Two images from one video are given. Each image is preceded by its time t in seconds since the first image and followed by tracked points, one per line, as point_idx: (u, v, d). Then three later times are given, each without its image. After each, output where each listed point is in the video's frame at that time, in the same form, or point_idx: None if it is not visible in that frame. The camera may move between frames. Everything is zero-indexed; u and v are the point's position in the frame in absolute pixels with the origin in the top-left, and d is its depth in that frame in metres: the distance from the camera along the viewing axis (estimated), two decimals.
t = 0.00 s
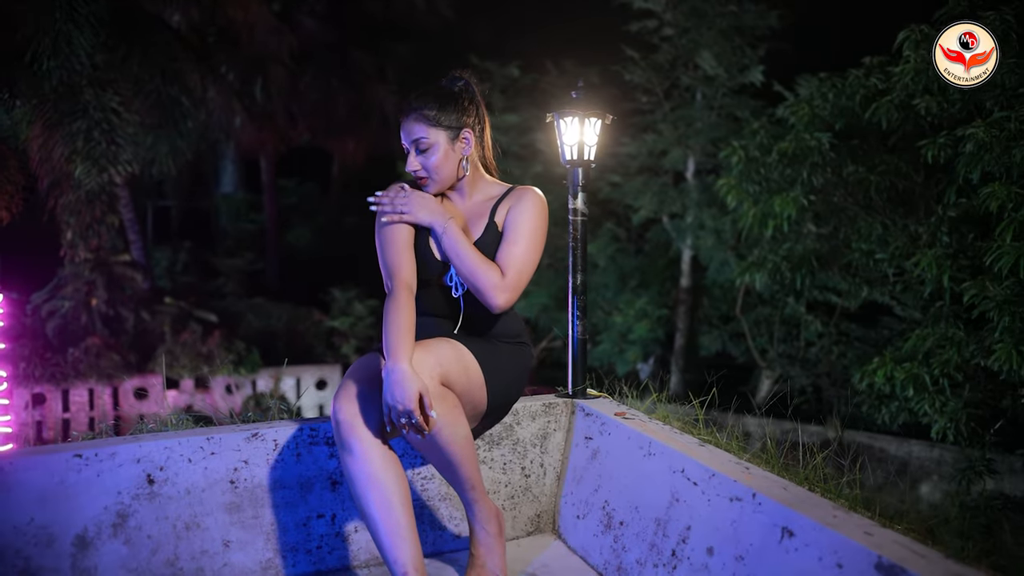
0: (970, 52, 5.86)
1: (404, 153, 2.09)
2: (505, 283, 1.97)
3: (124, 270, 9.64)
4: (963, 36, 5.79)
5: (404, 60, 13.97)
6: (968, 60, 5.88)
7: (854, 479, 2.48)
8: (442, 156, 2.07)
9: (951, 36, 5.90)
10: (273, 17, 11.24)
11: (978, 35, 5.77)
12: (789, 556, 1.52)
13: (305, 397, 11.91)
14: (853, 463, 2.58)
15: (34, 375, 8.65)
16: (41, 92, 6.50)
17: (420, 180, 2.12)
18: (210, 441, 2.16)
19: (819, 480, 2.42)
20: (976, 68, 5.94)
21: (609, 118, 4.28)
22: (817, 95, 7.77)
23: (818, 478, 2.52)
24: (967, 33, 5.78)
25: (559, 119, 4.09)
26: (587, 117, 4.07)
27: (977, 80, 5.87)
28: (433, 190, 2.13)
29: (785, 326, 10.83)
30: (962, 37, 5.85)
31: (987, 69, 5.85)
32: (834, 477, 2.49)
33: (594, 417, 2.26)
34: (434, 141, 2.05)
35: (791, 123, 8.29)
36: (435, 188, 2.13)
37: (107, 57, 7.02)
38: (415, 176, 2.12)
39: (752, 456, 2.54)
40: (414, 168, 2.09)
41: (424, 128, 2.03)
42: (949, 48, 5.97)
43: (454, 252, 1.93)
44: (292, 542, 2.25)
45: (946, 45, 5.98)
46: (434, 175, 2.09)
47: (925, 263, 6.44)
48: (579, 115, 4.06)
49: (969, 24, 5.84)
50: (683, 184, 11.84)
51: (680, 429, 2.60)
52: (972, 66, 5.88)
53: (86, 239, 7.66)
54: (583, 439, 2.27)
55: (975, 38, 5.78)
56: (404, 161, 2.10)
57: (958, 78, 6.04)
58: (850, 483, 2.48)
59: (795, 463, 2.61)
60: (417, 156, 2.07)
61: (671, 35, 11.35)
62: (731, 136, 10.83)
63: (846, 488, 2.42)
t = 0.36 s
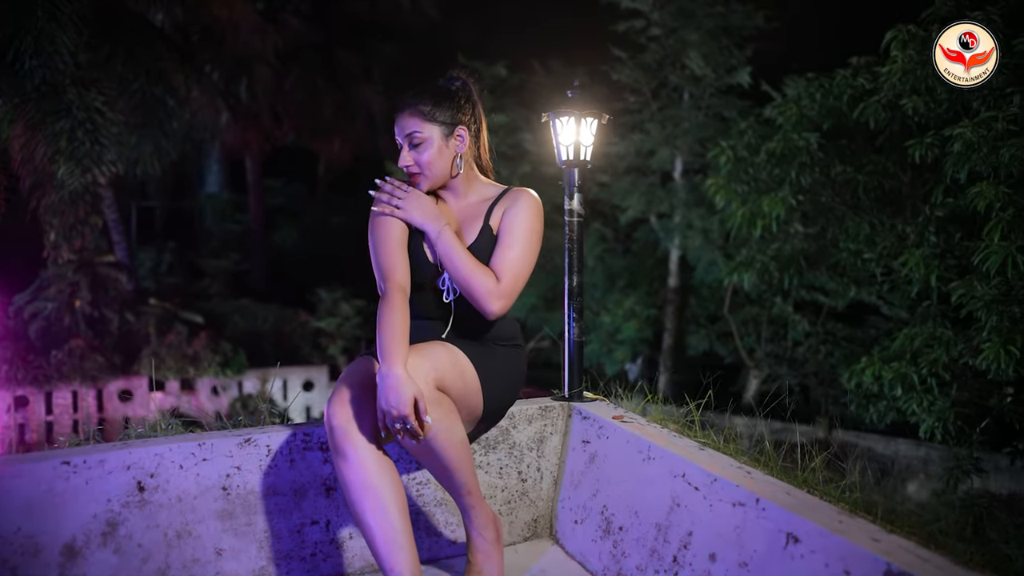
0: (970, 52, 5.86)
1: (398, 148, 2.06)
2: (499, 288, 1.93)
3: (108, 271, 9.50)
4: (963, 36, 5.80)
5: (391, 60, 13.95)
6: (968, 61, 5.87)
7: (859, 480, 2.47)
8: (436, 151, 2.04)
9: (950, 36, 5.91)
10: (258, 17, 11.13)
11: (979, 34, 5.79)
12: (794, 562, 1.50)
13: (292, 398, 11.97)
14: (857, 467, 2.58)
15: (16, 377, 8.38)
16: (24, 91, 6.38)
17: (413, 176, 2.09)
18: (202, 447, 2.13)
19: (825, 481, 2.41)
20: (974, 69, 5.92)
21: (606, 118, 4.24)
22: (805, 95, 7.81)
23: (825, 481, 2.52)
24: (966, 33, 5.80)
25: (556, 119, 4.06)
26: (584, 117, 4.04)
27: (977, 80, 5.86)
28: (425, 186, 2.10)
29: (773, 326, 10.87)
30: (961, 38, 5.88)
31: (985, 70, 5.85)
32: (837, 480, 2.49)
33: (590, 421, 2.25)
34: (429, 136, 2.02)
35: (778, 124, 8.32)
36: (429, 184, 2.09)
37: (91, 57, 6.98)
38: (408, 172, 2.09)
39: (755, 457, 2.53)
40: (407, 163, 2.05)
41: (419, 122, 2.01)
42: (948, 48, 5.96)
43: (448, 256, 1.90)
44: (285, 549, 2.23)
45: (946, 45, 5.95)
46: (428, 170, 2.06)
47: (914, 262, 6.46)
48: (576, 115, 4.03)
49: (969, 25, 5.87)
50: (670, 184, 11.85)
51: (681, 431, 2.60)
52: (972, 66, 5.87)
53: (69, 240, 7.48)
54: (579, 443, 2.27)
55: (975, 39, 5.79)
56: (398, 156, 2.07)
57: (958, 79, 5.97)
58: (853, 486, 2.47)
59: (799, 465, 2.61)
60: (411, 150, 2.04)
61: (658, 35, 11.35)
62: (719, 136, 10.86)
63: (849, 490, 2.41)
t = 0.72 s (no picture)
0: (970, 53, 5.82)
1: (393, 142, 2.03)
2: (496, 294, 1.89)
3: (92, 272, 9.33)
4: (964, 36, 5.76)
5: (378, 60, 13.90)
6: (968, 61, 5.85)
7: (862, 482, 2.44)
8: (432, 145, 2.02)
9: (951, 36, 5.84)
10: (243, 16, 11.05)
11: (978, 35, 5.78)
12: (803, 571, 1.47)
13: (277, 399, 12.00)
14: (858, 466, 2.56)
15: None
16: (6, 90, 6.27)
17: (408, 170, 2.04)
18: (193, 455, 2.09)
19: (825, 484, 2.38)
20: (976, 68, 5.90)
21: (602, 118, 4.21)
22: (793, 95, 7.84)
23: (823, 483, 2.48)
24: (966, 33, 5.78)
25: (551, 118, 4.03)
26: (581, 117, 4.00)
27: (977, 80, 5.84)
28: (419, 180, 2.05)
29: (760, 326, 10.91)
30: (962, 37, 5.83)
31: (987, 70, 5.81)
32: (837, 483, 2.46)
33: (587, 425, 2.24)
34: (426, 127, 2.00)
35: (766, 123, 8.37)
36: (424, 179, 2.05)
37: (73, 57, 6.79)
38: (403, 167, 2.05)
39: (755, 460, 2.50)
40: (402, 156, 2.02)
41: (416, 115, 1.99)
42: (949, 48, 5.90)
43: (444, 260, 1.86)
44: (279, 558, 2.20)
45: (946, 45, 5.91)
46: (424, 164, 2.03)
47: (902, 262, 6.47)
48: (573, 114, 3.99)
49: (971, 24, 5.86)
50: (658, 183, 11.86)
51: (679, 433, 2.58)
52: (972, 66, 5.83)
53: (51, 241, 7.16)
54: (577, 447, 2.25)
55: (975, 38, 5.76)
56: (393, 150, 2.03)
57: (958, 79, 5.97)
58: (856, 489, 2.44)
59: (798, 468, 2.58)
60: (406, 142, 2.01)
61: (645, 34, 11.33)
62: (707, 136, 10.87)
63: (852, 495, 2.38)
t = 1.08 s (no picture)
0: (970, 53, 5.71)
1: (396, 138, 2.02)
2: (497, 301, 1.84)
3: (76, 274, 9.16)
4: (963, 36, 5.63)
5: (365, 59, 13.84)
6: (968, 61, 5.72)
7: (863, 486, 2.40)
8: (435, 141, 2.02)
9: (951, 36, 5.78)
10: (229, 15, 10.97)
11: (978, 35, 5.61)
12: None
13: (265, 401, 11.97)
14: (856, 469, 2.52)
15: None
16: None
17: (414, 166, 2.03)
18: (182, 464, 2.04)
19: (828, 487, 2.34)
20: (975, 68, 5.78)
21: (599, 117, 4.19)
22: (782, 95, 7.88)
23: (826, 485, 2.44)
24: (967, 33, 5.65)
25: (547, 118, 3.99)
26: (578, 116, 3.97)
27: (977, 80, 5.70)
28: (424, 171, 2.03)
29: (748, 326, 10.93)
30: (962, 37, 5.71)
31: (987, 69, 5.68)
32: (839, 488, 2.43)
33: (586, 431, 2.22)
34: (430, 121, 2.01)
35: (755, 123, 8.39)
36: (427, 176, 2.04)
37: (57, 55, 6.73)
38: (405, 163, 2.03)
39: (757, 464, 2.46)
40: (406, 149, 2.00)
41: (420, 110, 2.01)
42: (949, 48, 5.84)
43: (445, 264, 1.82)
44: (271, 569, 2.16)
45: (945, 45, 5.86)
46: (430, 158, 2.02)
47: (892, 262, 6.59)
48: (569, 114, 3.96)
49: (970, 23, 5.68)
50: (646, 183, 11.85)
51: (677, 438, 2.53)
52: (972, 66, 5.70)
53: (36, 243, 7.05)
54: (575, 454, 2.24)
55: (975, 39, 5.60)
56: (396, 146, 2.02)
57: (958, 79, 5.88)
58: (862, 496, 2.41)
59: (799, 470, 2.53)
60: (412, 136, 2.01)
61: (633, 34, 11.31)
62: (695, 136, 10.86)
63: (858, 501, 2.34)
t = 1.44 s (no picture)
0: (970, 52, 5.70)
1: (400, 135, 1.98)
2: (506, 307, 1.81)
3: (63, 275, 9.32)
4: (962, 35, 5.65)
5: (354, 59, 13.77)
6: (968, 61, 5.72)
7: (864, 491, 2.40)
8: (437, 137, 2.00)
9: (949, 36, 5.76)
10: (216, 15, 10.92)
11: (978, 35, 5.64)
12: None
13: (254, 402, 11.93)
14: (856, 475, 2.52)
15: None
16: None
17: (420, 162, 1.99)
18: (171, 473, 1.99)
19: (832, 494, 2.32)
20: (975, 69, 5.78)
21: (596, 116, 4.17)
22: (773, 94, 7.88)
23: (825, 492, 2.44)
24: (966, 33, 5.68)
25: (545, 116, 3.96)
26: (576, 114, 3.95)
27: (977, 80, 5.68)
28: (432, 170, 2.01)
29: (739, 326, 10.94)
30: (962, 38, 5.72)
31: (986, 69, 5.68)
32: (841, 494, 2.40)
33: (584, 437, 2.18)
34: (431, 117, 2.00)
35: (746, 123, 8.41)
36: (429, 173, 2.00)
37: (42, 53, 6.64)
38: (408, 160, 1.99)
39: (757, 471, 2.44)
40: (411, 145, 1.97)
41: (421, 107, 1.99)
42: (948, 48, 5.82)
43: (454, 269, 1.77)
44: None
45: (945, 45, 5.83)
46: (435, 154, 2.00)
47: (884, 262, 6.57)
48: (568, 112, 3.93)
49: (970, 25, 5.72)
50: (637, 183, 11.83)
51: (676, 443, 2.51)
52: (973, 66, 5.69)
53: (21, 243, 7.01)
54: (573, 460, 2.20)
55: (975, 39, 5.63)
56: (401, 143, 1.97)
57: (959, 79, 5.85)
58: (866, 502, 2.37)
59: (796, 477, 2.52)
60: (418, 133, 1.98)
61: (623, 33, 11.28)
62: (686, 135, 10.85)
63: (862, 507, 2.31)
